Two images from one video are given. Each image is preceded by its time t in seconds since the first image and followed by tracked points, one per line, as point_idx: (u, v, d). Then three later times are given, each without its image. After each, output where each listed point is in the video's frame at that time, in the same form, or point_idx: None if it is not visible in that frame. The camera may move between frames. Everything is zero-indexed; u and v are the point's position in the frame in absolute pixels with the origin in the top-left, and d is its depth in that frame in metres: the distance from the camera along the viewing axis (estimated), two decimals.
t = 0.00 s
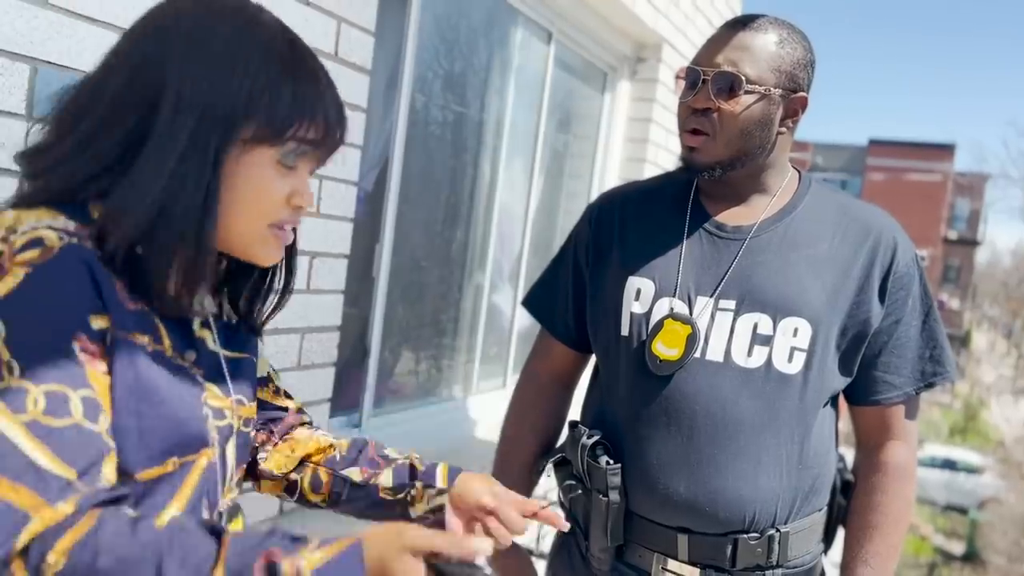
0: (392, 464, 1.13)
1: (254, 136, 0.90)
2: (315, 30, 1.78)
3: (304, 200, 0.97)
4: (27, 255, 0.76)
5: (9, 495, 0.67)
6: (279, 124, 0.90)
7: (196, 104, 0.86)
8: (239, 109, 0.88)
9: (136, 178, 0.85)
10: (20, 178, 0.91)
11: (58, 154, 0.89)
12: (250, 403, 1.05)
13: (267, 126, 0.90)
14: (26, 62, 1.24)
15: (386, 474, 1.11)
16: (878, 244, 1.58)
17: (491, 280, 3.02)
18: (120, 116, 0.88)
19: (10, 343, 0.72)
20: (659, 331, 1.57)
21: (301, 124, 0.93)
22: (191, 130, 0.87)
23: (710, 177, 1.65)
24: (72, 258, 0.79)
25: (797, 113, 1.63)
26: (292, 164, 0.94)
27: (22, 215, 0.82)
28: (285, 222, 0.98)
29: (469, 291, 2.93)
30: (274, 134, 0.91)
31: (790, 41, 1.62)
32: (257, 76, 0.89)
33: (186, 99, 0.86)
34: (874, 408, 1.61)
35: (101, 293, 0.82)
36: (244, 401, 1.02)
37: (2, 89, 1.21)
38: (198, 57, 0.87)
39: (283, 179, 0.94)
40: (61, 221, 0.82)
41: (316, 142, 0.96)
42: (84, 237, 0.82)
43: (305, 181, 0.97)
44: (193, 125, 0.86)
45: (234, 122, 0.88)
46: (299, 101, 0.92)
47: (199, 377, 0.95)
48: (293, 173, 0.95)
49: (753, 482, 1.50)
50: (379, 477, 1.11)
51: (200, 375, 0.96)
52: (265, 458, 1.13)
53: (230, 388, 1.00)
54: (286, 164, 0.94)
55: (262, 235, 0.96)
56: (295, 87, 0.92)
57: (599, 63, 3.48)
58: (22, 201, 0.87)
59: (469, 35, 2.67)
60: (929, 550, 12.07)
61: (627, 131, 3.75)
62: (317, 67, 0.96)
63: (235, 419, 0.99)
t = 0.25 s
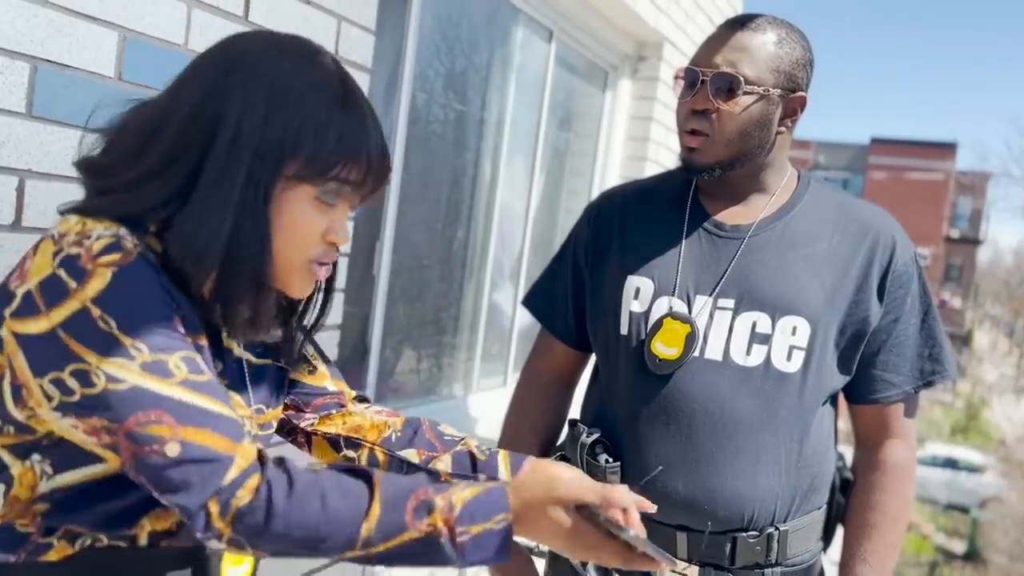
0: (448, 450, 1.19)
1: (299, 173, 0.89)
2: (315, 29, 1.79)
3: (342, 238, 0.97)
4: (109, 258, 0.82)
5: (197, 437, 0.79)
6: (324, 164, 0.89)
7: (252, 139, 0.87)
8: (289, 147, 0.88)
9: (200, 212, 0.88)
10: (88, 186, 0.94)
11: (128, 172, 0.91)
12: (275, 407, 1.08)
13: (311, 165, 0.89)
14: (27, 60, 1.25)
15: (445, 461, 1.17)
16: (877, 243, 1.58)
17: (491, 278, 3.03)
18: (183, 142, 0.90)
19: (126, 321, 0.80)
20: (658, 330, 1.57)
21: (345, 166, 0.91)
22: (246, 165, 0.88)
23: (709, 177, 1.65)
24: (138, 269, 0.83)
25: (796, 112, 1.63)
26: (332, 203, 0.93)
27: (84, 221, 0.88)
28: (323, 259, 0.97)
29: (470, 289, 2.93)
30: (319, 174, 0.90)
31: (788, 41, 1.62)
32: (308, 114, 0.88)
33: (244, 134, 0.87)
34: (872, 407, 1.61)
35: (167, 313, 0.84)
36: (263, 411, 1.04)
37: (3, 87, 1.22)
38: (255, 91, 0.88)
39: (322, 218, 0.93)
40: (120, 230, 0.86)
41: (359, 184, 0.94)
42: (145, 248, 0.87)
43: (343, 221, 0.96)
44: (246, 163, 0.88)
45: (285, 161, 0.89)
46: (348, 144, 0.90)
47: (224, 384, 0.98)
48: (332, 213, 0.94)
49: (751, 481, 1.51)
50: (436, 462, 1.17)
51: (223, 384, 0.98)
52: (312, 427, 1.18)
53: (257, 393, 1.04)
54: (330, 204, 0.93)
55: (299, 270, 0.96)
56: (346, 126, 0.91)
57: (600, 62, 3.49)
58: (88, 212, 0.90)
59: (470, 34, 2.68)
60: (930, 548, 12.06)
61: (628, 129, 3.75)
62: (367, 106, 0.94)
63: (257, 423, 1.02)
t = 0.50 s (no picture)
0: (370, 501, 1.37)
1: (325, 168, 0.99)
2: (315, 26, 1.79)
3: (363, 229, 1.08)
4: (91, 268, 0.87)
5: (9, 481, 0.80)
6: (350, 158, 0.99)
7: (280, 135, 0.96)
8: (316, 141, 0.98)
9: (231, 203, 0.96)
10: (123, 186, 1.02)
11: (160, 170, 0.99)
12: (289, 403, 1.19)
13: (338, 159, 0.99)
14: (26, 56, 1.25)
15: (365, 514, 1.37)
16: (875, 240, 1.58)
17: (491, 275, 3.03)
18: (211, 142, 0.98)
19: (43, 362, 0.82)
20: (657, 327, 1.57)
21: (369, 160, 1.02)
22: (275, 160, 0.96)
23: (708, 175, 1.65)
24: (136, 276, 0.90)
25: (795, 109, 1.63)
26: (356, 196, 1.04)
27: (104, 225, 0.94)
28: (345, 248, 1.09)
29: (470, 287, 2.93)
30: (346, 166, 1.00)
31: (787, 37, 1.62)
32: (334, 111, 0.99)
33: (273, 130, 0.96)
34: (871, 403, 1.61)
35: (161, 309, 0.93)
36: (285, 401, 1.16)
37: (2, 83, 1.22)
38: (285, 90, 0.97)
39: (347, 209, 1.04)
40: (138, 237, 0.94)
41: (381, 177, 1.05)
42: (149, 257, 0.93)
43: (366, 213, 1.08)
44: (276, 157, 0.96)
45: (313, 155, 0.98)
46: (371, 139, 1.01)
47: (249, 378, 1.07)
48: (356, 204, 1.05)
49: (749, 477, 1.51)
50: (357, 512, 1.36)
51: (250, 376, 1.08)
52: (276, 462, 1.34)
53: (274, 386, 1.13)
54: (353, 196, 1.04)
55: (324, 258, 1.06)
56: (369, 122, 1.01)
57: (600, 59, 3.48)
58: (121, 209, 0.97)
59: (471, 31, 2.68)
60: (931, 547, 12.06)
61: (628, 127, 3.75)
62: (388, 106, 1.05)
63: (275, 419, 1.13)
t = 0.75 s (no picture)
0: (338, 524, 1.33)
1: (332, 135, 1.05)
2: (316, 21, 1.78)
3: (379, 192, 1.12)
4: (82, 257, 0.93)
5: None
6: (354, 122, 1.04)
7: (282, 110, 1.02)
8: (318, 110, 1.03)
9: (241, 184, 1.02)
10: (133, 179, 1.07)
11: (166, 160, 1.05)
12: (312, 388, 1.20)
13: (343, 125, 1.04)
14: (27, 49, 1.25)
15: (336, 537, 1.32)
16: (876, 235, 1.58)
17: (492, 271, 3.03)
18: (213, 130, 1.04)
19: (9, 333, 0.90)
20: (658, 322, 1.57)
21: (374, 122, 1.06)
22: (281, 135, 1.02)
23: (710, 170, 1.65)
24: (131, 268, 0.95)
25: (796, 104, 1.63)
26: (366, 159, 1.09)
27: (112, 220, 1.00)
28: (361, 214, 1.12)
29: (470, 284, 2.93)
30: (352, 132, 1.05)
31: (788, 32, 1.61)
32: (334, 80, 1.04)
33: (275, 107, 1.02)
34: (872, 398, 1.61)
35: (161, 300, 0.97)
36: (309, 387, 1.19)
37: (3, 76, 1.22)
38: (282, 66, 1.03)
39: (359, 173, 1.08)
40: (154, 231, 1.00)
41: (387, 138, 1.09)
42: (148, 251, 0.98)
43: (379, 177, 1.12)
44: (281, 131, 1.02)
45: (316, 126, 1.04)
46: (371, 101, 1.06)
47: (270, 362, 1.10)
48: (367, 168, 1.09)
49: (750, 472, 1.51)
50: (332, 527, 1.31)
51: (271, 360, 1.11)
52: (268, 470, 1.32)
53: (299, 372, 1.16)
54: (361, 159, 1.08)
55: (341, 224, 1.11)
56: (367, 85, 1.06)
57: (601, 55, 3.48)
58: (135, 202, 1.03)
59: (472, 27, 2.67)
60: (931, 545, 12.06)
61: (629, 123, 3.75)
62: (386, 71, 1.10)
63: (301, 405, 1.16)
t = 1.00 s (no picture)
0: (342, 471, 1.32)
1: (307, 114, 1.02)
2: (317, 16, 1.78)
3: (357, 166, 1.10)
4: (86, 253, 0.88)
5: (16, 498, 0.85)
6: (328, 99, 1.02)
7: (253, 92, 0.99)
8: (291, 90, 1.00)
9: (217, 170, 0.98)
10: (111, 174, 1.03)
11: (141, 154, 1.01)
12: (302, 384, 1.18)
13: (317, 102, 1.01)
14: (27, 44, 1.24)
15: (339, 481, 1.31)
16: (878, 231, 1.58)
17: (493, 267, 3.02)
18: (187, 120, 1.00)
19: (24, 344, 0.83)
20: (659, 320, 1.56)
21: (347, 98, 1.04)
22: (254, 117, 0.99)
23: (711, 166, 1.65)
24: (135, 258, 0.92)
25: (798, 100, 1.62)
26: (343, 135, 1.06)
27: (100, 212, 0.96)
28: (342, 190, 1.11)
29: (471, 280, 2.93)
30: (325, 110, 1.02)
31: (789, 28, 1.61)
32: (303, 60, 1.01)
33: (247, 89, 0.99)
34: (873, 395, 1.61)
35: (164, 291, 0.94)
36: (299, 382, 1.16)
37: (3, 71, 1.22)
38: (250, 47, 0.99)
39: (337, 150, 1.06)
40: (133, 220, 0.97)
41: (361, 113, 1.07)
42: (143, 239, 0.94)
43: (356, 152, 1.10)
44: (253, 113, 0.99)
45: (290, 107, 1.00)
46: (342, 78, 1.03)
47: (258, 357, 1.08)
48: (344, 145, 1.07)
49: (751, 469, 1.51)
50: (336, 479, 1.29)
51: (261, 358, 1.09)
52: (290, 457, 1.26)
53: (286, 366, 1.14)
54: (337, 136, 1.06)
55: (323, 204, 1.09)
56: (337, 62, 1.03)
57: (602, 51, 3.47)
58: (114, 196, 0.99)
59: (472, 23, 2.67)
60: (931, 541, 12.07)
61: (630, 120, 3.74)
62: (356, 51, 1.07)
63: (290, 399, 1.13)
